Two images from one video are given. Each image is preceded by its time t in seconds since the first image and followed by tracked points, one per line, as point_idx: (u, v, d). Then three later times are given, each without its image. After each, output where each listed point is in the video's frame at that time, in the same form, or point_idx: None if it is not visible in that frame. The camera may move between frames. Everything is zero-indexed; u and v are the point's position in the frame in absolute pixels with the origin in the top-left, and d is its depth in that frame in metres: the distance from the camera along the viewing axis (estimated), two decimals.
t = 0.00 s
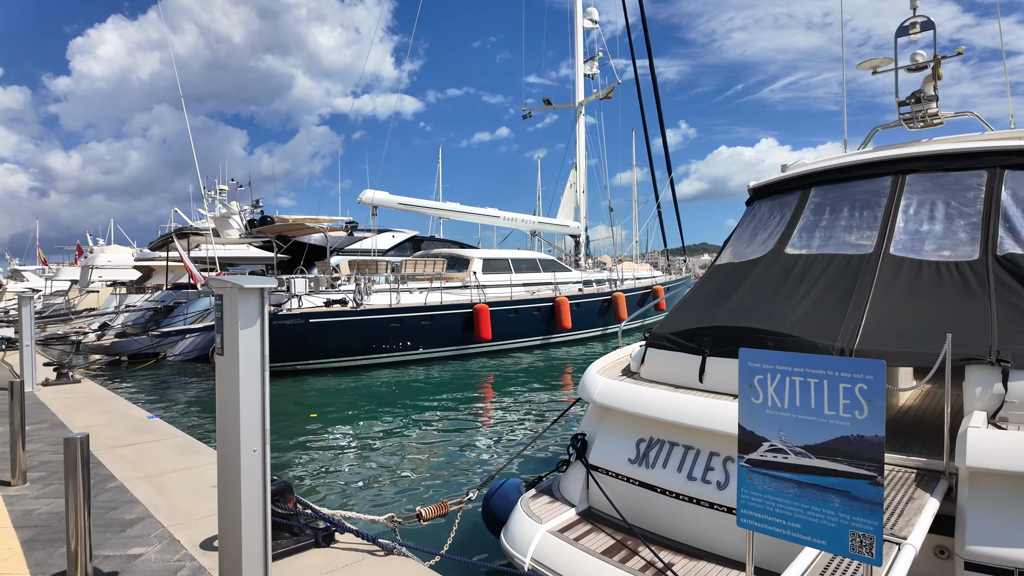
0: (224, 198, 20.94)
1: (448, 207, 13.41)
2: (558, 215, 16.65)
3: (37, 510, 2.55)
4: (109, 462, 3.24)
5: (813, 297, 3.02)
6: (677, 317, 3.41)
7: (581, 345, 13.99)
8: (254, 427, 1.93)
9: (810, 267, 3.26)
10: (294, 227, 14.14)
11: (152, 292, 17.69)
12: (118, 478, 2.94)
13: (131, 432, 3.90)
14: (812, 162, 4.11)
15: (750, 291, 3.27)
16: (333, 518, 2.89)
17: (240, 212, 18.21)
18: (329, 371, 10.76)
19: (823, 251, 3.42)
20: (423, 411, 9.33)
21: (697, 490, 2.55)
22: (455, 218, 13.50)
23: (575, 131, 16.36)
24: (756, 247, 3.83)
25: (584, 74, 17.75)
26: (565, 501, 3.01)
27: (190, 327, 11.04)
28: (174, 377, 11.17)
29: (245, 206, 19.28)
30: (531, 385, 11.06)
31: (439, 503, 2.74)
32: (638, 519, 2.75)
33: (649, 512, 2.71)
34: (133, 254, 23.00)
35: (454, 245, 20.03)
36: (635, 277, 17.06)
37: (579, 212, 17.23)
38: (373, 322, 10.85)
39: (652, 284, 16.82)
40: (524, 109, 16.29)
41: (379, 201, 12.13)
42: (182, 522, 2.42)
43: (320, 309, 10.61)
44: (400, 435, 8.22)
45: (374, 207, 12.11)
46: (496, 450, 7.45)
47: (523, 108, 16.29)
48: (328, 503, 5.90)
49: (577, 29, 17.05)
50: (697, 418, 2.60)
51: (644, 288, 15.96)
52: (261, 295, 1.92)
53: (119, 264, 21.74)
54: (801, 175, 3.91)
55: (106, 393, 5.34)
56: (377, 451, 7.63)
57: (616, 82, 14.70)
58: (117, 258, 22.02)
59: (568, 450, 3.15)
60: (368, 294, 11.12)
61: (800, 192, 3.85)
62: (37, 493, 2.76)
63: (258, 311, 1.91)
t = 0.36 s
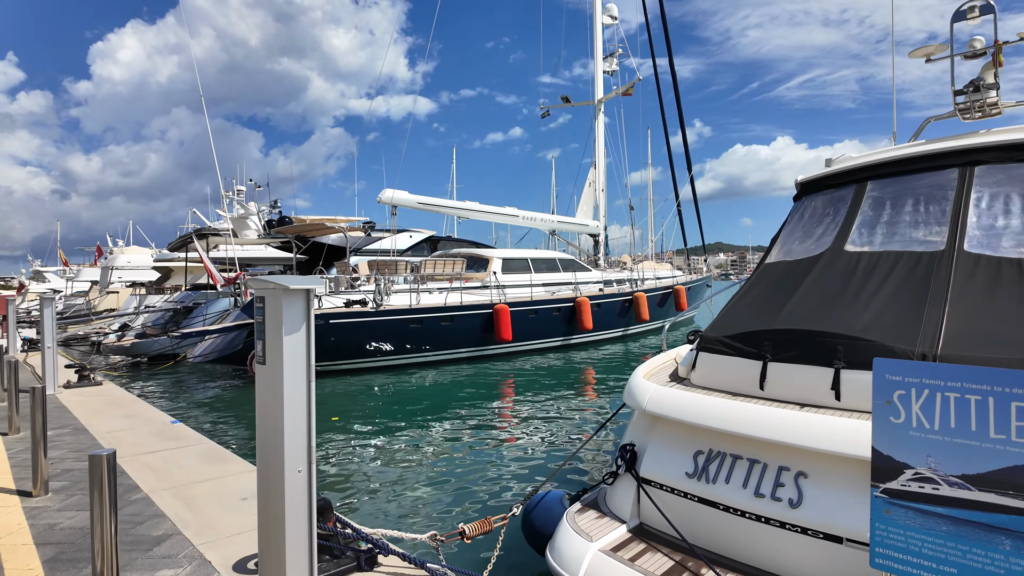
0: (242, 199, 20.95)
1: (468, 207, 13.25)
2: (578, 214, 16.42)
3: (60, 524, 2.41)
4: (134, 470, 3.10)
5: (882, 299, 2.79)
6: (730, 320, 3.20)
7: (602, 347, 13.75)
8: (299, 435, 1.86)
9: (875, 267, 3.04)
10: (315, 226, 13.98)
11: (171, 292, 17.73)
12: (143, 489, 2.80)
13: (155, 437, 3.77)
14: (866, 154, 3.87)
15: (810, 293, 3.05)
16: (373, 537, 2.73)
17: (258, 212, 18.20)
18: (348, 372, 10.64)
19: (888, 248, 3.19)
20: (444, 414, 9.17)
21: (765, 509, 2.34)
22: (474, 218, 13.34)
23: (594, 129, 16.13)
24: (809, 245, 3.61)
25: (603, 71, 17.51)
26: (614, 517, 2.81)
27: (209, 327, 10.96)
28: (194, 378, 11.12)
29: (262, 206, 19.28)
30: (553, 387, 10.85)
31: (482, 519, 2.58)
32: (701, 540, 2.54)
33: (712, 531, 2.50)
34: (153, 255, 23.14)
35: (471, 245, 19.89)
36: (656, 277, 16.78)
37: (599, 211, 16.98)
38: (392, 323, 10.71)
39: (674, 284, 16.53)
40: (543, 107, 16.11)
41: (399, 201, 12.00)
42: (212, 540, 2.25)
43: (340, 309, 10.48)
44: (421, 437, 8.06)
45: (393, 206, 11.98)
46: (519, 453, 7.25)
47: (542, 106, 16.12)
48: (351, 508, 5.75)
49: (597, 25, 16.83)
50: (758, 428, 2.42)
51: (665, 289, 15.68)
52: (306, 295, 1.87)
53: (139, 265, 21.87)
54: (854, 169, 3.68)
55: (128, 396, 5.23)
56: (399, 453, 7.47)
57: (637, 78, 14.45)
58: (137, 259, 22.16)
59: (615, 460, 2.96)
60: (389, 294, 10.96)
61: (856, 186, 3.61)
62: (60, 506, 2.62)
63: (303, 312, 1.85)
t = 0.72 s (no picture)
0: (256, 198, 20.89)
1: (485, 204, 13.04)
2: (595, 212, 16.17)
3: (80, 542, 2.23)
4: (156, 480, 2.91)
5: (967, 299, 2.54)
6: (792, 321, 2.97)
7: (620, 347, 13.49)
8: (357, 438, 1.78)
9: (954, 263, 2.78)
10: (333, 223, 13.82)
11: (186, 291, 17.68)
12: (167, 502, 2.61)
13: (176, 443, 3.59)
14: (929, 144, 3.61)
15: (882, 292, 2.81)
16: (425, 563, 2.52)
17: (273, 211, 18.11)
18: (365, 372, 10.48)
19: (964, 243, 2.93)
20: (464, 415, 8.98)
21: (853, 532, 2.10)
22: (492, 215, 13.14)
23: (613, 126, 15.89)
24: (871, 240, 3.36)
25: (621, 66, 17.25)
26: (673, 537, 2.58)
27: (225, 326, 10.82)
28: (210, 378, 11.00)
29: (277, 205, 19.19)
30: (573, 388, 10.62)
31: (534, 539, 2.37)
32: (776, 564, 2.32)
33: (789, 554, 2.27)
34: (167, 254, 23.12)
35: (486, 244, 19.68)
36: (675, 275, 16.50)
37: (617, 209, 16.73)
38: (410, 322, 10.53)
39: (693, 283, 16.24)
40: (560, 103, 15.89)
41: (416, 198, 11.83)
42: (244, 563, 2.05)
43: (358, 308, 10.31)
44: (441, 438, 7.87)
45: (410, 204, 11.81)
46: (542, 455, 7.04)
47: (560, 103, 15.90)
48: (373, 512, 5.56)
49: (615, 20, 16.59)
50: (839, 441, 2.19)
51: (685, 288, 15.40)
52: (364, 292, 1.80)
53: (154, 264, 21.87)
54: (916, 157, 3.40)
55: (147, 398, 5.08)
56: (420, 455, 7.28)
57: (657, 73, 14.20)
58: (152, 257, 22.15)
59: (671, 473, 2.74)
60: (407, 293, 10.76)
61: (919, 176, 3.35)
62: (80, 521, 2.44)
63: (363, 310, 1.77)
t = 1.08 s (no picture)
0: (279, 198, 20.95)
1: (510, 203, 12.86)
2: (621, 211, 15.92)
3: (116, 555, 2.09)
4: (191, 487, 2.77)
5: None
6: (870, 322, 2.73)
7: (647, 348, 13.23)
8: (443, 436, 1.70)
9: None
10: (358, 222, 13.73)
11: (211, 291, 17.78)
12: (205, 511, 2.47)
13: (209, 446, 3.47)
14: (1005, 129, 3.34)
15: (973, 291, 2.56)
16: None
17: (296, 211, 18.13)
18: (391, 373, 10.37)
19: None
20: (491, 417, 8.80)
21: (962, 556, 1.88)
22: (517, 214, 12.95)
23: (639, 123, 15.62)
24: (947, 233, 3.10)
25: (647, 63, 16.97)
26: (748, 555, 2.38)
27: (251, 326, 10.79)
28: (235, 378, 10.98)
29: (300, 205, 19.22)
30: (601, 388, 10.41)
31: (599, 558, 2.19)
32: None
33: None
34: (192, 254, 23.31)
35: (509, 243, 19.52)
36: (703, 275, 16.19)
37: (642, 207, 16.45)
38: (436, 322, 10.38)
39: (721, 283, 15.91)
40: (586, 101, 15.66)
41: (441, 197, 11.68)
42: None
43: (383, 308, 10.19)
44: (469, 441, 7.70)
45: (435, 203, 11.67)
46: (574, 456, 6.82)
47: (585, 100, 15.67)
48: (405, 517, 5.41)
49: (641, 16, 16.32)
50: (944, 455, 1.96)
51: (713, 288, 15.11)
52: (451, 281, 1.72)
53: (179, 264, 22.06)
54: (997, 143, 3.13)
55: (177, 399, 4.98)
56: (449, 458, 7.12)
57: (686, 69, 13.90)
58: (177, 258, 22.35)
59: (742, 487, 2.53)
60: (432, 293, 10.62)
61: (1001, 163, 3.08)
62: (114, 531, 2.30)
63: (449, 304, 1.69)
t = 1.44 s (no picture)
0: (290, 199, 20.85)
1: (525, 203, 12.69)
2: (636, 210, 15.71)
3: None
4: (214, 505, 2.60)
5: None
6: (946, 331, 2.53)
7: (663, 350, 13.04)
8: (547, 450, 1.73)
9: None
10: (371, 222, 13.59)
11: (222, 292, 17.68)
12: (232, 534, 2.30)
13: (231, 458, 3.31)
14: None
15: None
16: None
17: (307, 211, 18.02)
18: (406, 376, 10.22)
19: None
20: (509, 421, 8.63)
21: None
22: (532, 214, 12.77)
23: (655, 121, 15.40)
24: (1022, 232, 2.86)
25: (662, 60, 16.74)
26: None
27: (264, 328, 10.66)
28: (248, 381, 10.85)
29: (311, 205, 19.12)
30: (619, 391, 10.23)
31: None
32: None
33: None
34: (202, 255, 23.25)
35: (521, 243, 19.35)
36: (720, 276, 15.97)
37: (658, 207, 16.23)
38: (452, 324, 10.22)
39: (739, 284, 15.68)
40: (601, 99, 15.46)
41: (456, 197, 11.51)
42: None
43: (398, 310, 10.04)
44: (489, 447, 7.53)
45: (450, 203, 11.50)
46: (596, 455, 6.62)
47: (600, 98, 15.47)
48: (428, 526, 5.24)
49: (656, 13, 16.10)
50: None
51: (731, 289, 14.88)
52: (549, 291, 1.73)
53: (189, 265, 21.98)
54: None
55: (194, 406, 4.83)
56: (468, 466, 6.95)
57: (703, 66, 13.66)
58: (188, 258, 22.29)
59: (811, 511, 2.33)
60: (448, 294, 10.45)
61: None
62: (136, 556, 2.14)
63: (550, 319, 1.71)
